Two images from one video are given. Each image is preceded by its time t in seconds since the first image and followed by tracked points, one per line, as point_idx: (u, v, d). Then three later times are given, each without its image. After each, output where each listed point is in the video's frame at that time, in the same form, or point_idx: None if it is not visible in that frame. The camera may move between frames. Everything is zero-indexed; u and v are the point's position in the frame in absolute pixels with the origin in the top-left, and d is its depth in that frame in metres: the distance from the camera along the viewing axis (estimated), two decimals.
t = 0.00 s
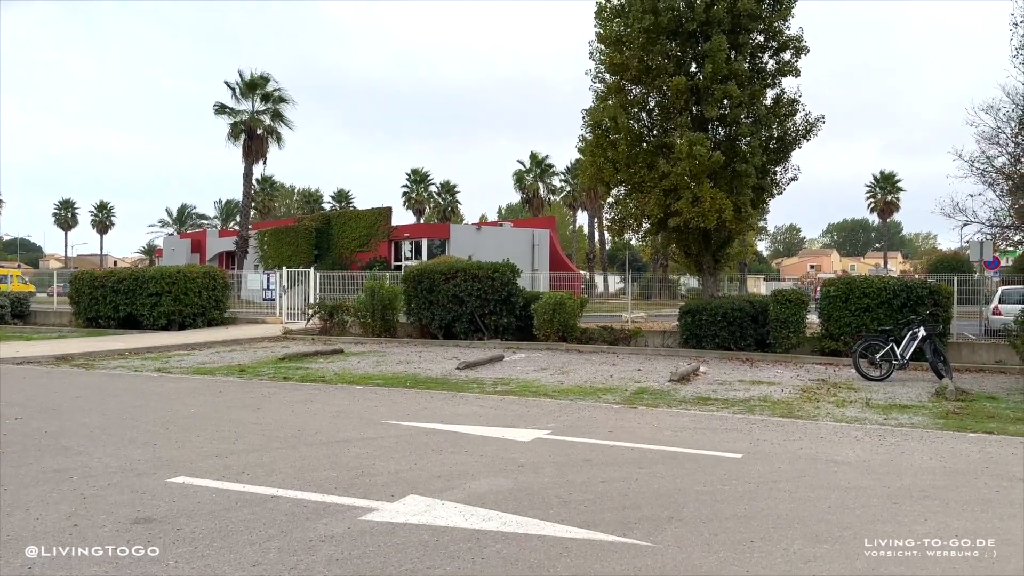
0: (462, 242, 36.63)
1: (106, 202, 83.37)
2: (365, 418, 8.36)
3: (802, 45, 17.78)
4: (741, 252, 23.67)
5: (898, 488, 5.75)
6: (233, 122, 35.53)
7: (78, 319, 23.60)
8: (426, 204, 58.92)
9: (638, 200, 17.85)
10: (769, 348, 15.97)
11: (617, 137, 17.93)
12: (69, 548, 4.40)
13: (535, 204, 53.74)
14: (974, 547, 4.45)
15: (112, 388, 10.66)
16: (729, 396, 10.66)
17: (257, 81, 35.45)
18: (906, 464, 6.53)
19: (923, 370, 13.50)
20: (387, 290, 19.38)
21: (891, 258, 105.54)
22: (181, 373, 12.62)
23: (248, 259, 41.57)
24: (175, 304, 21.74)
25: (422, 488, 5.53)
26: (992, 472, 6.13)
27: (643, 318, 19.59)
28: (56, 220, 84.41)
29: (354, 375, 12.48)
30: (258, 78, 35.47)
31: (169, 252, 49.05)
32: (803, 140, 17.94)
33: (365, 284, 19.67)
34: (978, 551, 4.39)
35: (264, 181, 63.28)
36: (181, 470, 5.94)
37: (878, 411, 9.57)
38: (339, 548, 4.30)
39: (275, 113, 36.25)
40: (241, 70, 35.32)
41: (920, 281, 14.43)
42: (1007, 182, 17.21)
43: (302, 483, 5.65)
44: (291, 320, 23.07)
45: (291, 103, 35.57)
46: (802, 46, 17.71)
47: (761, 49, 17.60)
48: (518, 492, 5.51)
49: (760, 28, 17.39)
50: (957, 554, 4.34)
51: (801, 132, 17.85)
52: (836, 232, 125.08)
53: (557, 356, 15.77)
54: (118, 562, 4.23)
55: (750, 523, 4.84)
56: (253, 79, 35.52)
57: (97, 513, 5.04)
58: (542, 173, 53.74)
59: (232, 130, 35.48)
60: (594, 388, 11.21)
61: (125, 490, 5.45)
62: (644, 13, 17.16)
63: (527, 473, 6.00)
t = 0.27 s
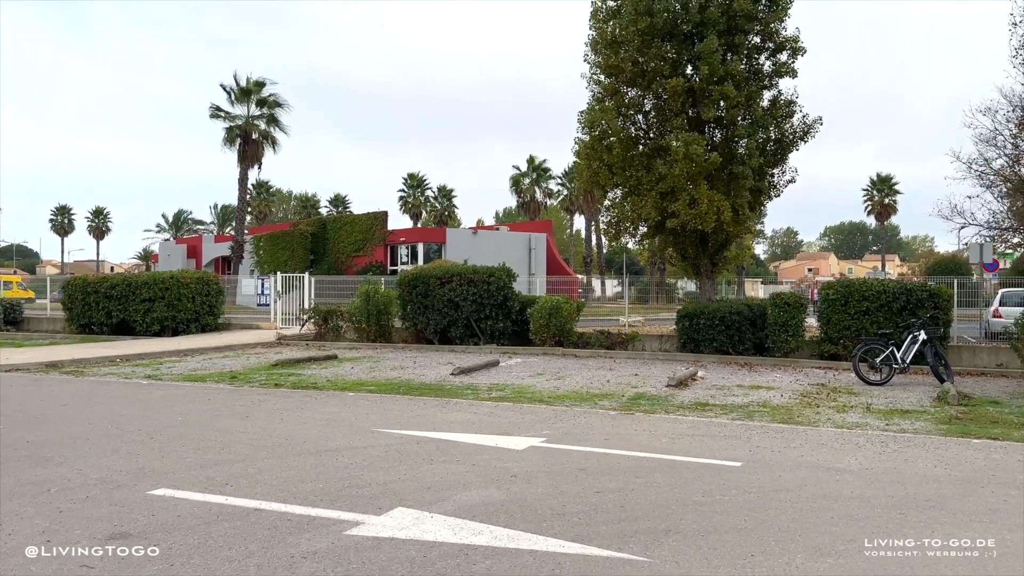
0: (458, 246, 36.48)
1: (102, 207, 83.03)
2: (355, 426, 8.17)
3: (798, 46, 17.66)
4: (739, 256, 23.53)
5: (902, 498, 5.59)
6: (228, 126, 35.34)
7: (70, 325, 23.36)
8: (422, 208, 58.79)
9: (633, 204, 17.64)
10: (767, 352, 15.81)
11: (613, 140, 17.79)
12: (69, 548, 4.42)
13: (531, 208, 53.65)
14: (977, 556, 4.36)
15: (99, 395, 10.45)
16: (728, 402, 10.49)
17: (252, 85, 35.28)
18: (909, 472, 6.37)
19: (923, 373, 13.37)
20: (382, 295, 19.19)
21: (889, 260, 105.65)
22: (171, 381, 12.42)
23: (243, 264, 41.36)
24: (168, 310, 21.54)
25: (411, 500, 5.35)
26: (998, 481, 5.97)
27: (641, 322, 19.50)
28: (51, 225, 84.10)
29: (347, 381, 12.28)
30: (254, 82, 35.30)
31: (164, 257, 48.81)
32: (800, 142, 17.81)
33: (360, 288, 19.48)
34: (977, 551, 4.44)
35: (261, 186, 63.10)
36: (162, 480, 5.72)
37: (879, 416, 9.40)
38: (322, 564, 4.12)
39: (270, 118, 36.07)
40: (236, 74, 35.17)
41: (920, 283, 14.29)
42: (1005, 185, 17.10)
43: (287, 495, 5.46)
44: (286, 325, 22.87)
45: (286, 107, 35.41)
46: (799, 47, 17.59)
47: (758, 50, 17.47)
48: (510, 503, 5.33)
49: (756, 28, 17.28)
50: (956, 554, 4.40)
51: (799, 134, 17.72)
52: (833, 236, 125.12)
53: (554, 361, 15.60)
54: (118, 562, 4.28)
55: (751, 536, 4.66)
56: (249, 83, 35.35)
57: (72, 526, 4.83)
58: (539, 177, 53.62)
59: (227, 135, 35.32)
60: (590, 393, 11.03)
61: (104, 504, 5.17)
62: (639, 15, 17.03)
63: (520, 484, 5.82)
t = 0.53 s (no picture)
0: (460, 249, 36.34)
1: (104, 211, 83.00)
2: (352, 432, 8.00)
3: (802, 45, 17.50)
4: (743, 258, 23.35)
5: (914, 508, 5.42)
6: (229, 129, 35.25)
7: (69, 329, 23.22)
8: (424, 211, 58.68)
9: (635, 205, 17.51)
10: (772, 356, 15.61)
11: (614, 141, 17.63)
12: (68, 548, 4.42)
13: (533, 210, 53.50)
14: (977, 556, 4.41)
15: (94, 400, 10.29)
16: (733, 407, 10.31)
17: (253, 88, 35.20)
18: (920, 481, 6.19)
19: (931, 377, 13.18)
20: (382, 298, 19.03)
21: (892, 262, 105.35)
22: (168, 386, 12.26)
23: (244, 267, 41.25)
24: (167, 314, 21.40)
25: (407, 511, 5.17)
26: (1012, 489, 5.80)
27: (643, 325, 19.34)
28: (53, 229, 84.12)
29: (346, 386, 12.11)
30: (254, 86, 35.21)
31: (166, 260, 48.74)
32: (804, 142, 17.64)
33: (360, 292, 19.32)
34: (978, 551, 4.48)
35: (262, 190, 63.04)
36: (151, 489, 5.55)
37: (887, 421, 9.21)
38: None
39: (271, 121, 35.97)
40: (236, 77, 35.08)
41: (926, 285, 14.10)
42: (1011, 186, 16.92)
43: (279, 505, 5.28)
44: (286, 329, 22.72)
45: (287, 110, 35.31)
46: (802, 46, 17.42)
47: (761, 50, 17.31)
48: (510, 514, 5.15)
49: (759, 28, 17.12)
50: (956, 554, 4.45)
51: (803, 134, 17.55)
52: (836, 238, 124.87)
53: (556, 365, 15.44)
54: (111, 568, 4.21)
55: (759, 549, 4.49)
56: (249, 86, 35.27)
57: (56, 537, 4.66)
58: (541, 180, 53.47)
59: (228, 138, 35.22)
60: (593, 398, 10.85)
61: (90, 515, 4.96)
62: (641, 15, 16.87)
63: (520, 493, 5.65)
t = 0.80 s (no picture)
0: (466, 249, 36.16)
1: (112, 212, 83.22)
2: (356, 435, 7.81)
3: (813, 41, 17.26)
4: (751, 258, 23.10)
5: (940, 514, 5.20)
6: (235, 130, 35.17)
7: (74, 330, 23.13)
8: (431, 211, 58.56)
9: (644, 204, 17.32)
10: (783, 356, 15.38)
11: (623, 139, 17.42)
12: (69, 547, 4.35)
13: (540, 210, 53.31)
14: (977, 555, 4.41)
15: (96, 402, 10.14)
16: (745, 408, 10.10)
17: (259, 88, 35.12)
18: (944, 485, 5.97)
19: (945, 377, 12.95)
20: (388, 299, 18.86)
21: (901, 262, 104.69)
22: (172, 387, 12.12)
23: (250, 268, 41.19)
24: (172, 314, 21.30)
25: (412, 517, 4.99)
26: None
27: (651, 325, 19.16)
28: (62, 230, 84.33)
29: (351, 387, 11.95)
30: (260, 86, 35.14)
31: (173, 261, 48.73)
32: (815, 139, 17.39)
33: (366, 292, 19.16)
34: (979, 551, 4.47)
35: (269, 190, 63.04)
36: (148, 494, 5.37)
37: (904, 423, 8.98)
38: None
39: (277, 121, 35.87)
40: (242, 77, 35.00)
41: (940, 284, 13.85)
42: None
43: (279, 512, 5.10)
44: (292, 329, 22.60)
45: (293, 110, 35.20)
46: (813, 42, 17.18)
47: (771, 46, 17.07)
48: (518, 520, 4.95)
49: (769, 24, 16.90)
50: (957, 554, 4.43)
51: (813, 131, 17.30)
52: (844, 238, 124.21)
53: (564, 366, 15.25)
54: None
55: (780, 559, 4.29)
56: (255, 86, 35.19)
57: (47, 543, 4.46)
58: (547, 180, 53.27)
59: (234, 139, 35.15)
60: (602, 399, 10.64)
61: (84, 522, 4.76)
62: (650, 11, 16.66)
63: (529, 498, 5.45)
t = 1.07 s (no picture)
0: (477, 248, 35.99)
1: (125, 212, 83.68)
2: (366, 438, 7.64)
3: (830, 35, 16.97)
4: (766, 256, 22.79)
5: (976, 525, 4.96)
6: (246, 128, 35.15)
7: (86, 329, 23.12)
8: (442, 210, 58.47)
9: (658, 202, 17.07)
10: (800, 356, 15.11)
11: (636, 136, 17.17)
12: (69, 547, 4.31)
13: (551, 209, 53.11)
14: (975, 554, 4.45)
15: (103, 403, 10.02)
16: (763, 410, 9.86)
17: (270, 87, 35.10)
18: (976, 493, 5.73)
19: (968, 378, 12.65)
20: (399, 298, 18.71)
21: (916, 260, 103.68)
22: (181, 387, 11.99)
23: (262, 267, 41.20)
24: (183, 314, 21.25)
25: (423, 527, 4.80)
26: None
27: (665, 325, 18.96)
28: (75, 230, 84.82)
29: (360, 388, 11.79)
30: (272, 84, 35.12)
31: (184, 260, 48.83)
32: (832, 135, 17.10)
33: (377, 291, 19.02)
34: (978, 551, 4.51)
35: (280, 190, 63.13)
36: (151, 500, 5.20)
37: (928, 426, 8.72)
38: None
39: (288, 120, 35.83)
40: (253, 76, 34.98)
41: (961, 283, 13.54)
42: None
43: (286, 520, 4.92)
44: (302, 328, 22.49)
45: (303, 108, 35.17)
46: (830, 37, 16.89)
47: (788, 41, 16.80)
48: (534, 530, 4.75)
49: (786, 18, 16.63)
50: (956, 554, 4.47)
51: (831, 127, 17.01)
52: (857, 236, 123.19)
53: (577, 366, 15.05)
54: None
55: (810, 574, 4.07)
56: (267, 85, 35.17)
57: (45, 551, 4.29)
58: (559, 178, 53.05)
59: (245, 138, 35.14)
60: (616, 401, 10.43)
61: (84, 531, 4.59)
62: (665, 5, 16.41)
63: (545, 507, 5.25)
